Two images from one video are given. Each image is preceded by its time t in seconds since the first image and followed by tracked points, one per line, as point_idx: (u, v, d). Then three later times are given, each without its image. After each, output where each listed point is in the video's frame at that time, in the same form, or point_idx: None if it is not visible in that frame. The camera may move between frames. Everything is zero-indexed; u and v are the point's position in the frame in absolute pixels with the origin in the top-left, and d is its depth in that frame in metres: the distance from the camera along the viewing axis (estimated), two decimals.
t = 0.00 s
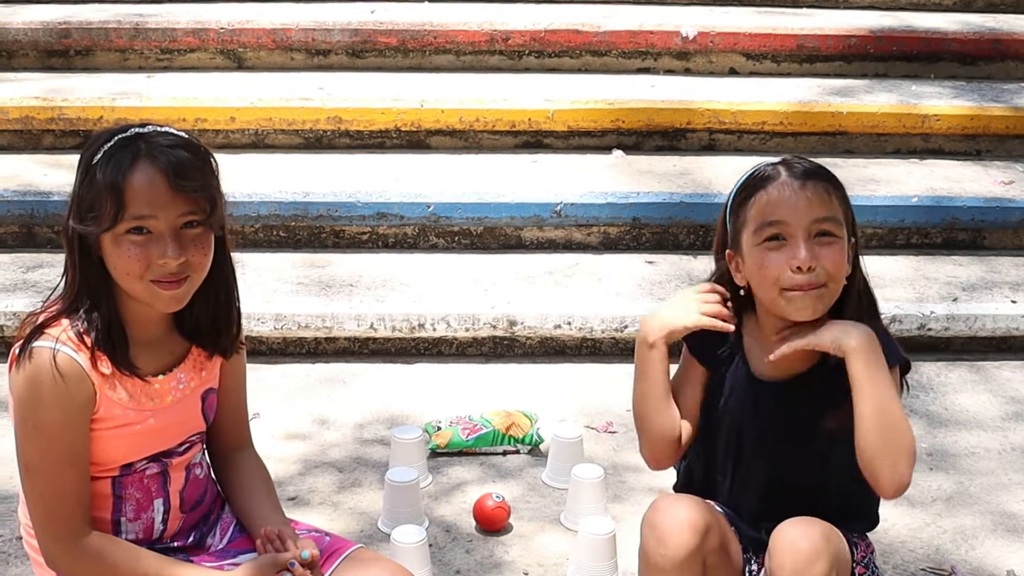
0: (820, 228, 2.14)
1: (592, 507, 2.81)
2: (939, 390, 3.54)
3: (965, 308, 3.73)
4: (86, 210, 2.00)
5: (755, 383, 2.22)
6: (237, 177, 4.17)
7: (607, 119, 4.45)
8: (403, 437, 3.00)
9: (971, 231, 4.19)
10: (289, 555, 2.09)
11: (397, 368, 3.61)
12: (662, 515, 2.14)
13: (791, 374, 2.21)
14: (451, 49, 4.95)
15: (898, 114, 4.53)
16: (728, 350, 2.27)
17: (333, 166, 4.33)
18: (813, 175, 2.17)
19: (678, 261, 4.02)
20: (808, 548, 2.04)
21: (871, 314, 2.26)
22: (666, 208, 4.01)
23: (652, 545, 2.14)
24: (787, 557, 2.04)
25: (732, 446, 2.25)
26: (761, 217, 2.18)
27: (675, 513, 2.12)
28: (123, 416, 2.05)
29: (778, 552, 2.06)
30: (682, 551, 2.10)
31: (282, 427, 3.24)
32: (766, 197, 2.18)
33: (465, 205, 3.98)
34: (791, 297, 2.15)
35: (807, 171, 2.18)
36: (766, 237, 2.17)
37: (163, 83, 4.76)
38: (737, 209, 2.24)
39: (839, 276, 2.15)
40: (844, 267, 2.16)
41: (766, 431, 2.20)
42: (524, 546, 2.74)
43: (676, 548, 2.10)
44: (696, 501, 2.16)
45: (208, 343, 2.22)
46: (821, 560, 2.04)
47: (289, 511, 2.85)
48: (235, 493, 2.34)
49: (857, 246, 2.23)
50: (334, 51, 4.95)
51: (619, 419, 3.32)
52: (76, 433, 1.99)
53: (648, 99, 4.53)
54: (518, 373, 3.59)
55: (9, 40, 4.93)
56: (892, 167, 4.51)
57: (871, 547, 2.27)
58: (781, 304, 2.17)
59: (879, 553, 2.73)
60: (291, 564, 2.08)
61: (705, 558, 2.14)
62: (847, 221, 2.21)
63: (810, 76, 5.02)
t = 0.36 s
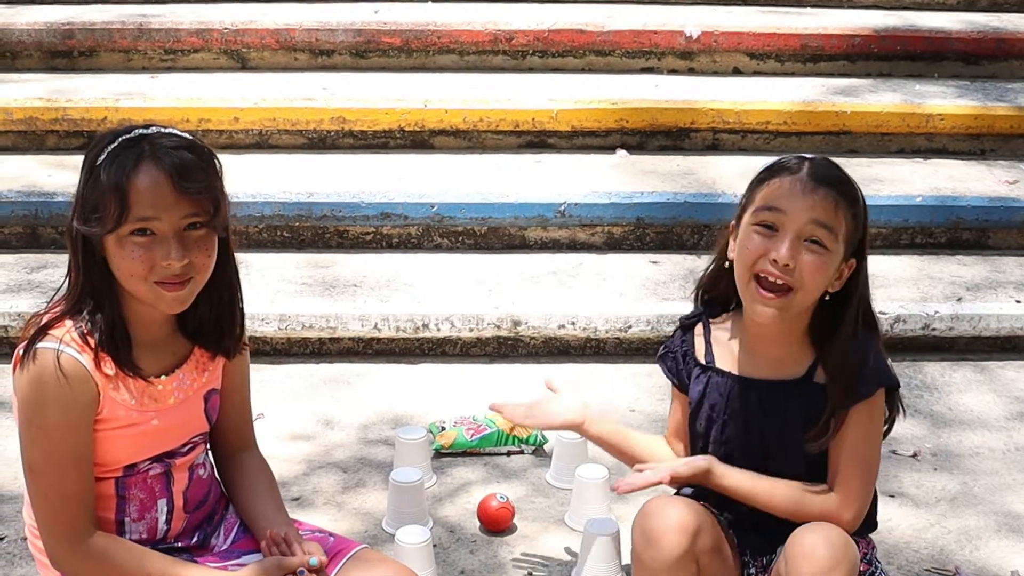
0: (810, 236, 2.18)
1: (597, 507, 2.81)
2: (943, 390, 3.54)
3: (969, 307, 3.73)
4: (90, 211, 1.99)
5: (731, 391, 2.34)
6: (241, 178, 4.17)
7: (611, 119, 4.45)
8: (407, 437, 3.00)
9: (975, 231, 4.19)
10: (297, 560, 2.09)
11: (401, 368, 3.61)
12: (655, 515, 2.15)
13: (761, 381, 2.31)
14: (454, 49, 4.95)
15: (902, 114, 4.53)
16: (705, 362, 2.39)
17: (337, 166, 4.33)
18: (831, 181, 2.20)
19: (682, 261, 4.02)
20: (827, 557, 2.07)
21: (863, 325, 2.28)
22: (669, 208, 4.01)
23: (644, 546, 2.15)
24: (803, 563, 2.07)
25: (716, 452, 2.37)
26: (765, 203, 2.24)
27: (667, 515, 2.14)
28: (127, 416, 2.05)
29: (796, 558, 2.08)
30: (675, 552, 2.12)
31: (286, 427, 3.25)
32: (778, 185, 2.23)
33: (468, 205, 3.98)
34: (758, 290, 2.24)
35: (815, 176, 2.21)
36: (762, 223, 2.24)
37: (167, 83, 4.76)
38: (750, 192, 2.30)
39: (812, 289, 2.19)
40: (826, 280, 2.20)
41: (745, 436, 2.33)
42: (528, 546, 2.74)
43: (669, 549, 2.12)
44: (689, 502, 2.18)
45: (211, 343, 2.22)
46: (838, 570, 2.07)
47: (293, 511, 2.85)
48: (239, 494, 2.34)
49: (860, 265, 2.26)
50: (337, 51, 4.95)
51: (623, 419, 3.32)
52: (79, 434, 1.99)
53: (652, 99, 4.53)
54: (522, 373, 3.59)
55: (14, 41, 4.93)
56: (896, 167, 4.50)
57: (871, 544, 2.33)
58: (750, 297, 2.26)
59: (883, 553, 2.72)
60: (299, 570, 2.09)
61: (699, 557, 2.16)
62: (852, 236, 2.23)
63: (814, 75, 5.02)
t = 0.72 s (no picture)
0: (824, 250, 2.26)
1: (607, 524, 2.81)
2: (951, 405, 3.53)
3: (976, 323, 3.73)
4: (97, 219, 2.01)
5: (745, 401, 2.40)
6: (249, 194, 4.18)
7: (618, 134, 4.47)
8: (417, 454, 3.00)
9: (982, 246, 4.19)
10: None
11: (409, 385, 3.61)
12: (645, 530, 2.24)
13: (781, 393, 2.37)
14: (461, 65, 4.96)
15: (908, 129, 4.53)
16: (725, 375, 2.46)
17: (344, 182, 4.34)
18: (837, 196, 2.27)
19: (690, 277, 4.03)
20: None
21: (882, 345, 2.33)
22: (676, 224, 4.02)
23: (636, 559, 2.24)
24: None
25: (731, 462, 2.42)
26: (776, 227, 2.31)
27: (655, 528, 2.22)
28: (142, 422, 2.06)
29: None
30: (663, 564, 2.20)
31: (295, 444, 3.25)
32: (786, 209, 2.30)
33: (476, 221, 3.99)
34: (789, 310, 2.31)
35: (822, 194, 2.27)
36: (778, 248, 2.31)
37: (176, 99, 4.78)
38: (756, 215, 2.36)
39: (838, 304, 2.28)
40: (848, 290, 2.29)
41: (758, 447, 2.38)
42: (537, 563, 2.74)
43: (657, 562, 2.20)
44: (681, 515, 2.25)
45: (224, 351, 2.23)
46: None
47: (302, 528, 2.86)
48: (252, 505, 2.35)
49: (872, 264, 2.34)
50: (345, 67, 4.97)
51: (631, 435, 3.33)
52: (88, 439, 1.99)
53: (658, 115, 4.54)
54: (530, 390, 3.59)
55: (22, 57, 4.96)
56: (902, 182, 4.51)
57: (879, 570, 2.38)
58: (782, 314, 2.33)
59: (892, 571, 2.72)
60: None
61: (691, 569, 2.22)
62: (864, 241, 2.31)
63: (820, 90, 5.03)
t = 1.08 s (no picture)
0: (836, 284, 2.27)
1: (623, 564, 2.79)
2: (966, 443, 3.51)
3: (991, 360, 3.71)
4: (115, 219, 2.12)
5: (767, 441, 2.38)
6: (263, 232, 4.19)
7: (631, 172, 4.49)
8: (432, 493, 2.99)
9: (996, 283, 4.18)
10: None
11: (423, 423, 3.60)
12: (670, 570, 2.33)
13: (802, 432, 2.37)
14: (475, 103, 4.99)
15: (921, 166, 4.54)
16: (742, 416, 2.43)
17: (359, 220, 4.36)
18: (850, 232, 2.29)
19: (704, 315, 4.03)
20: None
21: (900, 383, 2.37)
22: (690, 262, 4.02)
23: None
24: None
25: (749, 504, 2.39)
26: (793, 262, 2.31)
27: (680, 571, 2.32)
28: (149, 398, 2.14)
29: None
30: None
31: (309, 482, 3.24)
32: (800, 244, 2.30)
33: (490, 259, 4.00)
34: (802, 345, 2.31)
35: (837, 229, 2.29)
36: (792, 283, 2.31)
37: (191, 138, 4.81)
38: (773, 251, 2.36)
39: (852, 338, 2.29)
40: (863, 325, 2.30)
41: (780, 488, 2.36)
42: None
43: None
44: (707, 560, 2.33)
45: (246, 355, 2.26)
46: None
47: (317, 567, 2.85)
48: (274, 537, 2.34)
49: (890, 299, 2.35)
50: (359, 106, 5.01)
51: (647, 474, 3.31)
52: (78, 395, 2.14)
53: (671, 153, 4.56)
54: (545, 428, 3.58)
55: (39, 96, 5.01)
56: (916, 219, 4.51)
57: None
58: (795, 349, 2.33)
59: None
60: None
61: None
62: (880, 277, 2.32)
63: (833, 128, 5.05)
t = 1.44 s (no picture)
0: (848, 272, 2.27)
1: (632, 560, 2.79)
2: (974, 441, 3.51)
3: (999, 357, 3.71)
4: (150, 171, 2.18)
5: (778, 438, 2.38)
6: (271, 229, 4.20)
7: (639, 170, 4.49)
8: (441, 489, 3.00)
9: (1005, 280, 4.17)
10: None
11: (431, 420, 3.61)
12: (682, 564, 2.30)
13: (814, 430, 2.37)
14: (483, 101, 5.00)
15: (929, 163, 4.54)
16: (754, 414, 2.42)
17: (367, 218, 4.37)
18: (865, 231, 2.29)
19: (712, 312, 4.03)
20: None
21: (911, 379, 2.38)
22: (698, 259, 4.03)
23: None
24: None
25: (761, 503, 2.40)
26: (803, 261, 2.31)
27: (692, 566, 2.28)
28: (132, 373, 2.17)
29: None
30: None
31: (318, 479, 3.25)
32: (813, 242, 2.30)
33: (498, 256, 4.00)
34: (815, 344, 2.32)
35: (854, 222, 2.30)
36: (805, 280, 2.31)
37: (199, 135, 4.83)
38: (784, 249, 2.37)
39: (865, 335, 2.28)
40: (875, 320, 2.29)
41: (793, 486, 2.36)
42: None
43: None
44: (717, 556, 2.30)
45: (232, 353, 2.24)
46: None
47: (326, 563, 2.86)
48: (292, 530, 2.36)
49: (901, 298, 2.35)
50: (367, 103, 5.02)
51: (655, 470, 3.31)
52: (74, 374, 2.20)
53: (680, 150, 4.56)
54: (553, 425, 3.59)
55: (48, 93, 5.02)
56: (924, 217, 4.50)
57: None
58: (807, 349, 2.33)
59: None
60: None
61: None
62: (891, 276, 2.32)
63: (841, 125, 5.05)
